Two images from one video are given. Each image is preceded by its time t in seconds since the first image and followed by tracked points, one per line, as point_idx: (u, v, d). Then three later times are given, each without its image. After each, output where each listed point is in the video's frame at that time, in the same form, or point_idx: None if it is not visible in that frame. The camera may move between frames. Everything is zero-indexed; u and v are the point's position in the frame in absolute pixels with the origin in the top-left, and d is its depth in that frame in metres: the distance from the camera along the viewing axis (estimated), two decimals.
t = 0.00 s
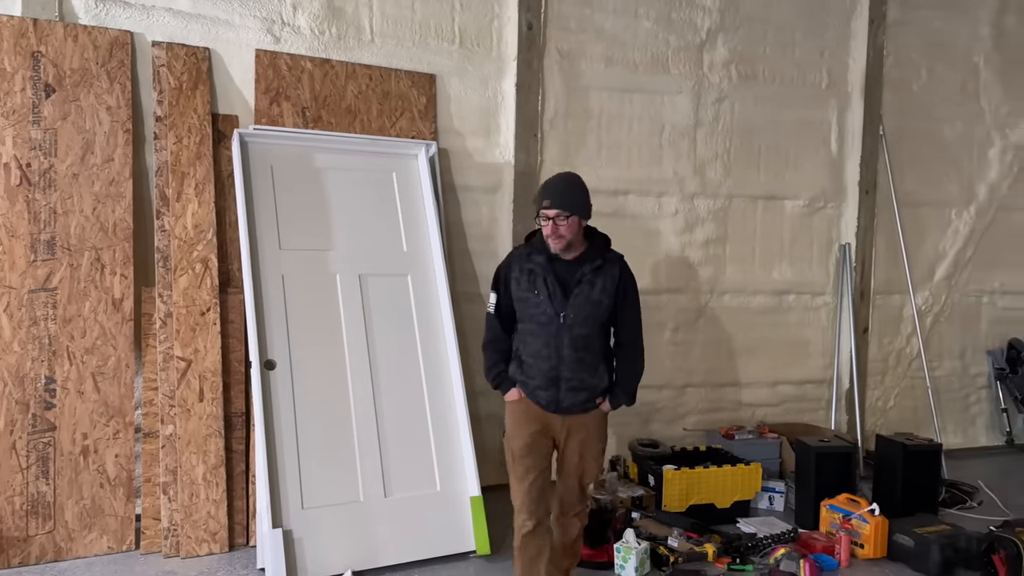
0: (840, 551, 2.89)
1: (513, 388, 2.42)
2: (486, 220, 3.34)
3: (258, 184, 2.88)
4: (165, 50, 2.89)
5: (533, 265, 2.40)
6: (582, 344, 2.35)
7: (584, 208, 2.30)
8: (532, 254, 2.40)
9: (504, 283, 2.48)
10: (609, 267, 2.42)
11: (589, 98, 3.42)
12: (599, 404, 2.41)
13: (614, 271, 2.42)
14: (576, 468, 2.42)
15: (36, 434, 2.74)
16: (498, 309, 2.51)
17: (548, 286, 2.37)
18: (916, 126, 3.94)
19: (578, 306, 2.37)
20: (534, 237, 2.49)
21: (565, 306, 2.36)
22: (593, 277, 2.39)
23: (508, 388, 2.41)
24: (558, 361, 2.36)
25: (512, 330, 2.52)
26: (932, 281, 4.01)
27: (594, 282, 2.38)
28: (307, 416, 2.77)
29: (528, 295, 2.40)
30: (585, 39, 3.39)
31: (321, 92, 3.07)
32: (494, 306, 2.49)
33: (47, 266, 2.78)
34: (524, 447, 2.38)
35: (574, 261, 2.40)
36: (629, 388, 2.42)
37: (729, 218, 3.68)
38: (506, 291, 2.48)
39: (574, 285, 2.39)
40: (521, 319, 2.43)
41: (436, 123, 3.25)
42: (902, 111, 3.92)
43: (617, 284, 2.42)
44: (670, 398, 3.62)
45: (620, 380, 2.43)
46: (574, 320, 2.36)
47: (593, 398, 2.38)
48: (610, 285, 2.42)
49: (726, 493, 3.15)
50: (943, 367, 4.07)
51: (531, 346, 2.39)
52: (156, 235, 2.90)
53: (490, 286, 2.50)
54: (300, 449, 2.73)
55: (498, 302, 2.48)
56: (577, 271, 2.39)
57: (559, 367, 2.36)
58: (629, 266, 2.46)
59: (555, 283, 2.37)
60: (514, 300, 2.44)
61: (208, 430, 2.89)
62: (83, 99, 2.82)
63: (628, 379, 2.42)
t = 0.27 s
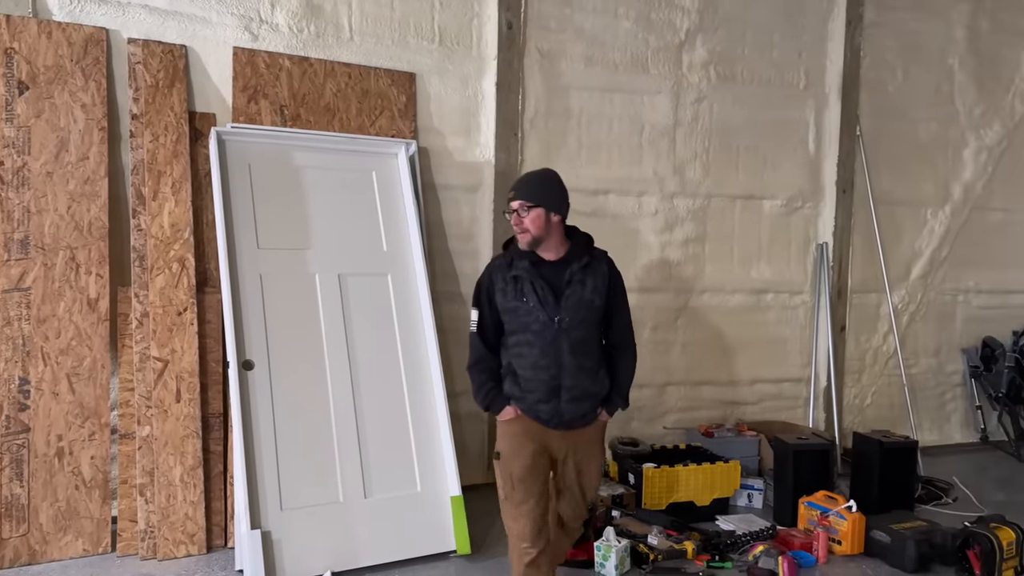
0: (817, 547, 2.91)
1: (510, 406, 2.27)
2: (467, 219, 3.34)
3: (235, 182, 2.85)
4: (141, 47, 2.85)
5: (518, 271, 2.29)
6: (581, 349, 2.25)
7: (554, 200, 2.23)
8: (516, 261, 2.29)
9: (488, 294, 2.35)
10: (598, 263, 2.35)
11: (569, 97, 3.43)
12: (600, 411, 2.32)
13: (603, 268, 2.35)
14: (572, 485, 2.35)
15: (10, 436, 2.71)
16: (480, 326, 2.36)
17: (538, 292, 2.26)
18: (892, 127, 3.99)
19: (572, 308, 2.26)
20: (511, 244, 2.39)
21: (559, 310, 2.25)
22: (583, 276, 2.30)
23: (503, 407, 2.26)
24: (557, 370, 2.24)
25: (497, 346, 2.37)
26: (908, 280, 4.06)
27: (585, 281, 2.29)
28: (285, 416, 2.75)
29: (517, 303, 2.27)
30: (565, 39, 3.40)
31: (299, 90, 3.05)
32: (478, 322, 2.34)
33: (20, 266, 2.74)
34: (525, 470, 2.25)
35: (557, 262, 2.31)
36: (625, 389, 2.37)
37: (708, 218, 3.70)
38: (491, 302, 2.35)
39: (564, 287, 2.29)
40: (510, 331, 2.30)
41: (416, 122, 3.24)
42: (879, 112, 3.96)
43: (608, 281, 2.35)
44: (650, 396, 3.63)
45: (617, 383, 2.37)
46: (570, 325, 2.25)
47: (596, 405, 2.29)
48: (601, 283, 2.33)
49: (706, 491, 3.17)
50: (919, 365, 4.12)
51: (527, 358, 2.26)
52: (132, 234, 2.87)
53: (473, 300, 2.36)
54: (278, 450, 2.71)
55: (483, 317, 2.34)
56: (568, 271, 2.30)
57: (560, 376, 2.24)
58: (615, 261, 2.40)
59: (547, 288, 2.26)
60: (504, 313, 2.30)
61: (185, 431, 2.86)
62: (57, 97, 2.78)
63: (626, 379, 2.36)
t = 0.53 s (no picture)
0: (794, 544, 2.94)
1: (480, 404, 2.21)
2: (445, 218, 3.33)
3: (211, 180, 2.82)
4: (114, 44, 2.82)
5: (493, 262, 2.21)
6: (552, 344, 2.12)
7: (531, 187, 2.13)
8: (492, 251, 2.21)
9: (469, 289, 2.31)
10: (581, 255, 2.19)
11: (548, 96, 3.43)
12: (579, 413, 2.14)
13: (586, 260, 2.19)
14: (555, 498, 2.12)
15: None
16: (461, 318, 2.33)
17: (511, 284, 2.16)
18: (867, 128, 4.04)
19: (545, 302, 2.14)
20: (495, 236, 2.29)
21: (530, 304, 2.14)
22: (560, 268, 2.16)
23: (472, 408, 2.23)
24: (524, 366, 2.13)
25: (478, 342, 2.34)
26: (882, 279, 4.11)
27: (562, 273, 2.15)
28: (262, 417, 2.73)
29: (490, 296, 2.19)
30: (543, 38, 3.40)
31: (276, 87, 3.03)
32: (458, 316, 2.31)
33: None
34: (494, 475, 2.14)
35: (536, 254, 2.19)
36: (612, 392, 2.15)
37: (686, 217, 3.72)
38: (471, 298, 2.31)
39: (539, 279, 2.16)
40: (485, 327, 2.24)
41: (394, 121, 3.23)
42: (854, 113, 4.01)
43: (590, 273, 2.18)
44: (628, 395, 3.64)
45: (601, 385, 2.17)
46: (541, 319, 2.13)
47: (571, 406, 2.13)
48: (582, 275, 2.17)
49: (683, 489, 3.18)
50: (893, 363, 4.18)
51: (497, 353, 2.18)
52: (106, 233, 2.84)
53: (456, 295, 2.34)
54: (254, 450, 2.69)
55: (463, 311, 2.32)
56: (544, 262, 2.17)
57: (527, 373, 2.13)
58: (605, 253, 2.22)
59: (518, 280, 2.16)
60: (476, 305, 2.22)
61: (160, 432, 2.83)
62: (28, 94, 2.74)
63: (611, 382, 2.16)
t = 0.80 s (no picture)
0: (767, 541, 2.97)
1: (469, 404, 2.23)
2: (422, 217, 3.32)
3: (183, 179, 2.79)
4: (85, 40, 2.79)
5: (489, 262, 2.19)
6: (520, 349, 2.01)
7: (513, 182, 2.04)
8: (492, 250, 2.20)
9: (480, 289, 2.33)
10: (560, 256, 2.02)
11: (524, 96, 3.43)
12: (548, 426, 1.98)
13: (564, 262, 2.01)
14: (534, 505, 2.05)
15: None
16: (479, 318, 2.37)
17: (496, 284, 2.13)
18: (839, 129, 4.09)
19: (518, 304, 2.05)
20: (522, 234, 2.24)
21: (507, 305, 2.08)
22: (538, 270, 2.04)
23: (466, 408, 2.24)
24: (496, 370, 2.07)
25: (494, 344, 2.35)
26: (855, 278, 4.17)
27: (539, 275, 2.03)
28: (235, 417, 2.70)
29: (482, 295, 2.19)
30: (519, 38, 3.41)
31: (249, 85, 3.00)
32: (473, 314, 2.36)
33: None
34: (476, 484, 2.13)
35: (521, 253, 2.10)
36: (582, 407, 1.94)
37: (661, 217, 3.74)
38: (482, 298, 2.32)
39: (518, 280, 2.07)
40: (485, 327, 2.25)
41: (369, 119, 3.21)
42: (827, 114, 4.06)
43: (567, 276, 1.99)
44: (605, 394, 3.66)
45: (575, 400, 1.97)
46: (513, 322, 2.04)
47: (537, 417, 1.98)
48: (560, 278, 2.00)
49: (659, 487, 3.20)
50: (865, 362, 4.24)
51: (481, 354, 2.16)
52: (75, 232, 2.80)
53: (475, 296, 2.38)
54: (227, 452, 2.66)
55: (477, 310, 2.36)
56: (522, 262, 2.08)
57: (497, 378, 2.07)
58: (591, 253, 1.99)
59: (501, 280, 2.11)
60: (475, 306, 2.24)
61: (132, 434, 2.79)
62: None
63: (582, 395, 1.95)
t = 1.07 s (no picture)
0: (743, 539, 2.99)
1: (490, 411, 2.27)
2: (399, 217, 3.31)
3: (156, 178, 2.76)
4: (55, 37, 2.75)
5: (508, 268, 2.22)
6: (516, 357, 2.03)
7: (522, 183, 2.07)
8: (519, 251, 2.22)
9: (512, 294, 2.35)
10: (554, 260, 1.99)
11: (501, 96, 3.43)
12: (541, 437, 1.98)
13: (556, 266, 1.98)
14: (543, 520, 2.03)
15: None
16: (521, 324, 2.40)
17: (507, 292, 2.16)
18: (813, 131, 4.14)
19: (518, 311, 2.06)
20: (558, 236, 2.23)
21: (511, 313, 2.10)
22: (534, 277, 2.03)
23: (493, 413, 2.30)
24: (499, 378, 2.10)
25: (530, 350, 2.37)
26: (829, 278, 4.21)
27: (534, 282, 2.02)
28: (209, 419, 2.67)
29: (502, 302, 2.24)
30: (496, 37, 3.40)
31: (223, 83, 2.97)
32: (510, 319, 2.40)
33: None
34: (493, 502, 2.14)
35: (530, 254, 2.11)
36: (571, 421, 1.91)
37: (638, 217, 3.75)
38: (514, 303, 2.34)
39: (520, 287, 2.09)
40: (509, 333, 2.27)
41: (345, 118, 3.20)
42: (802, 115, 4.10)
43: (556, 282, 1.96)
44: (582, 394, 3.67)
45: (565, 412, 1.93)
46: (512, 330, 2.06)
47: (531, 433, 1.99)
48: (550, 284, 1.97)
49: (636, 486, 3.21)
50: (839, 361, 4.29)
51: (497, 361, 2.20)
52: (46, 232, 2.76)
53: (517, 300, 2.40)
54: (201, 454, 2.63)
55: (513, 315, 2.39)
56: (523, 267, 2.09)
57: (497, 386, 2.09)
58: (582, 259, 1.94)
59: (510, 288, 2.14)
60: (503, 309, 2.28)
61: (103, 436, 2.75)
62: None
63: (567, 418, 1.92)
